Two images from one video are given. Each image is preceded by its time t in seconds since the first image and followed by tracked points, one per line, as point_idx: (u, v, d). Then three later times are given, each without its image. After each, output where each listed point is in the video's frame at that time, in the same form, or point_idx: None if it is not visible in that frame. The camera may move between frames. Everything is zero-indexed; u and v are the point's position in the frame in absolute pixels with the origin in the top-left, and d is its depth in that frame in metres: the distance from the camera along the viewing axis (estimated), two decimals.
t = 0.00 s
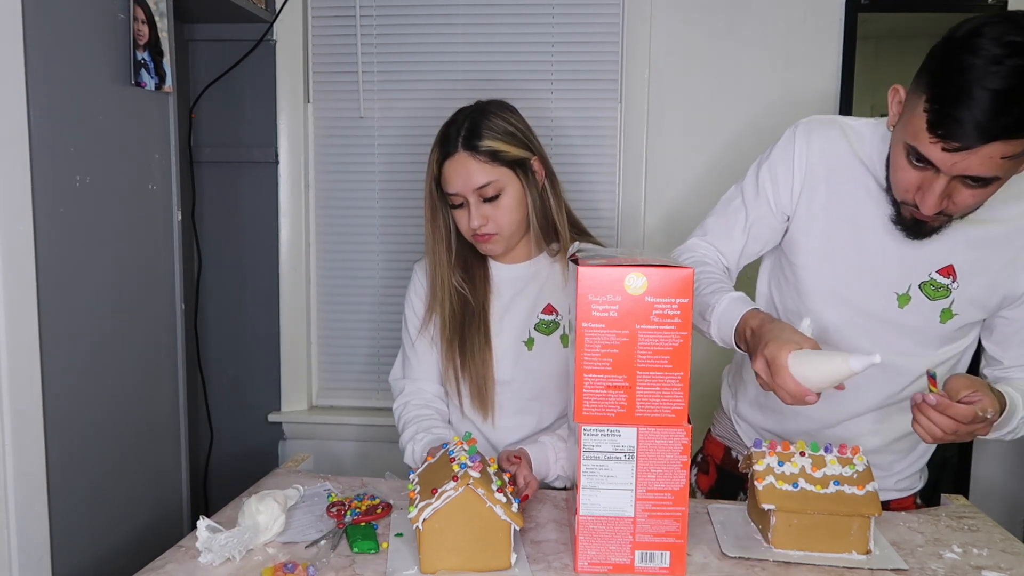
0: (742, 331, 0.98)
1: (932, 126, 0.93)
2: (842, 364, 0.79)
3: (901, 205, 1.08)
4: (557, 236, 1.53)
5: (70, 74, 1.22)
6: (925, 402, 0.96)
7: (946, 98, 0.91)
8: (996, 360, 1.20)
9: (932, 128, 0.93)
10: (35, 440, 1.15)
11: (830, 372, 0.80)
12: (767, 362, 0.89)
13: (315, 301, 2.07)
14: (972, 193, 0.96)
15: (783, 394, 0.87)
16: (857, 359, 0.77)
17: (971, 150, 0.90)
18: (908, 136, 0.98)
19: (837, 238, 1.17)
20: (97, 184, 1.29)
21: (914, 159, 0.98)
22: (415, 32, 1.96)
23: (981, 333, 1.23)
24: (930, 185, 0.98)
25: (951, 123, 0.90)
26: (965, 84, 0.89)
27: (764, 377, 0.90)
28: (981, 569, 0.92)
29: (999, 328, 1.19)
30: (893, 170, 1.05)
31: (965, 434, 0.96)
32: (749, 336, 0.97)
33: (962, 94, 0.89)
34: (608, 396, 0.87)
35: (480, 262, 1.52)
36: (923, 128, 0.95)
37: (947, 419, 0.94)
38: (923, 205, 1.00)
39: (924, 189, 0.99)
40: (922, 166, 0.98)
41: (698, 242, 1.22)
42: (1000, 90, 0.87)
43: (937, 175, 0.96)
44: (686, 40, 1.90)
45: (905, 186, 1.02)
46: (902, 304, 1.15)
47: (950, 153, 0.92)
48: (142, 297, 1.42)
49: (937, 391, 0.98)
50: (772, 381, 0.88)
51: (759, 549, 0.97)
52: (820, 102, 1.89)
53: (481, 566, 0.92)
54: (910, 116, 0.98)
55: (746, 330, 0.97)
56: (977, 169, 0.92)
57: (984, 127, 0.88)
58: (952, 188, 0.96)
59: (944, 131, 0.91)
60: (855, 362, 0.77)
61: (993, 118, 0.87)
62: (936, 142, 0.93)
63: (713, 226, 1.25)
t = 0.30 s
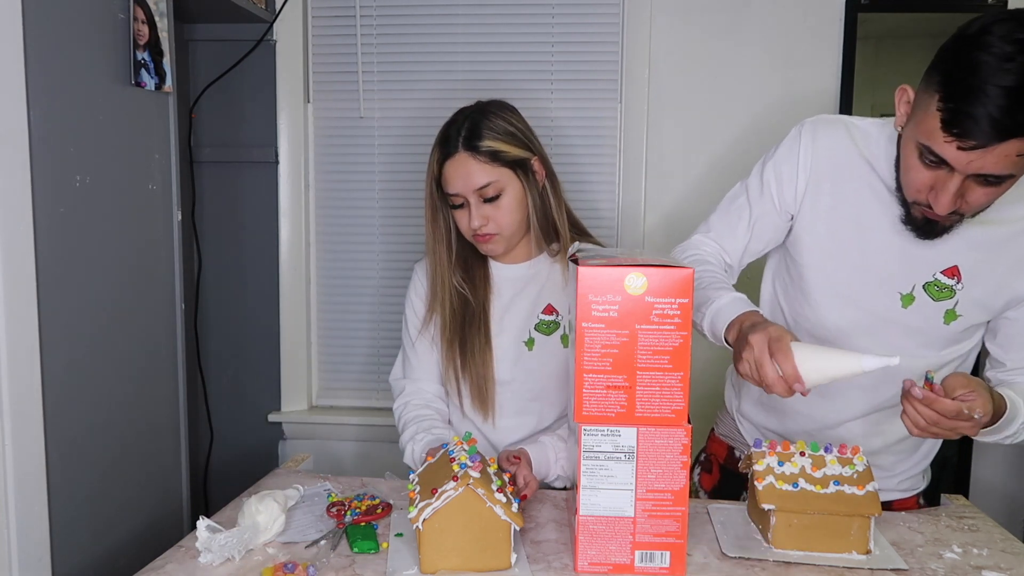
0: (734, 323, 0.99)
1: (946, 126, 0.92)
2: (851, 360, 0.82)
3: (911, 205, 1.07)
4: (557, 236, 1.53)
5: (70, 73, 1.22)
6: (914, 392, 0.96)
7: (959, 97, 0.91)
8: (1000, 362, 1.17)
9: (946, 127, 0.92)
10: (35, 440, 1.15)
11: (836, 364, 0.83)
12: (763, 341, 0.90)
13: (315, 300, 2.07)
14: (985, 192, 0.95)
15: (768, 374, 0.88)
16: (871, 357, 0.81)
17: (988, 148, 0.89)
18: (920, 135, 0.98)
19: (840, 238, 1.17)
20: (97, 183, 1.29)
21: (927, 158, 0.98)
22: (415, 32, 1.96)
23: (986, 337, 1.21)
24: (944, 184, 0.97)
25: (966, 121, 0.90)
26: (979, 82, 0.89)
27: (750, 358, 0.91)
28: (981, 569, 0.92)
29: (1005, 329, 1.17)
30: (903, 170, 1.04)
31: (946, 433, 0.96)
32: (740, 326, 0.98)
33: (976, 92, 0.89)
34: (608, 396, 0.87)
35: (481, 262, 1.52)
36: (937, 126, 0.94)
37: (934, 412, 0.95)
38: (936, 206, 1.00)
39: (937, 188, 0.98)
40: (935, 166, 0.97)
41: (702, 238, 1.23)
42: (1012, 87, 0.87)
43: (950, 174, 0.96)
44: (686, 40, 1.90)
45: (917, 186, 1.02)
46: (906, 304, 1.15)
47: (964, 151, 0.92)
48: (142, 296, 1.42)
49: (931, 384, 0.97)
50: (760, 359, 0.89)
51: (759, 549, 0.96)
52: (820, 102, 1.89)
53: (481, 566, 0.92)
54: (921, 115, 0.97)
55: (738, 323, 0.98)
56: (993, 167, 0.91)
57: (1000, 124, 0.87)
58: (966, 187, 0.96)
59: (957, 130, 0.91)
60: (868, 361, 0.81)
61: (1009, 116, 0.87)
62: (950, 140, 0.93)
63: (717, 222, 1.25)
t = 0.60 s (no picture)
0: (729, 283, 1.01)
1: (959, 138, 0.92)
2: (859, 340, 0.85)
3: (922, 212, 1.07)
4: (558, 236, 1.53)
5: (70, 74, 1.22)
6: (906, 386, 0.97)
7: (972, 109, 0.90)
8: (998, 365, 1.17)
9: (959, 139, 0.92)
10: (35, 440, 1.15)
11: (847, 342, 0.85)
12: (771, 303, 0.89)
13: (315, 300, 2.07)
14: (997, 203, 0.95)
15: (772, 336, 0.88)
16: (878, 340, 0.84)
17: (1002, 162, 0.88)
18: (932, 146, 0.97)
19: (843, 239, 1.17)
20: (97, 183, 1.29)
21: (939, 168, 0.97)
22: (415, 32, 1.96)
23: (988, 342, 1.20)
24: (955, 195, 0.97)
25: (979, 134, 0.89)
26: (992, 94, 0.88)
27: (752, 319, 0.90)
28: (981, 569, 0.92)
29: (1007, 332, 1.16)
30: (915, 179, 1.04)
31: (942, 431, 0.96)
32: (739, 288, 0.99)
33: (989, 105, 0.88)
34: (608, 396, 0.87)
35: (481, 262, 1.52)
36: (949, 138, 0.94)
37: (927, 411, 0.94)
38: (947, 215, 0.99)
39: (949, 198, 0.98)
40: (947, 175, 0.97)
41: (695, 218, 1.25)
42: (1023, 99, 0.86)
43: (962, 185, 0.95)
44: (686, 40, 1.90)
45: (929, 194, 1.01)
46: (908, 306, 1.15)
47: (975, 162, 0.91)
48: (142, 296, 1.42)
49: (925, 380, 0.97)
50: (765, 321, 0.89)
51: (758, 549, 0.97)
52: (820, 102, 1.89)
53: (481, 566, 0.92)
54: (933, 125, 0.97)
55: (734, 282, 1.01)
56: (1006, 179, 0.90)
57: (1015, 138, 0.86)
58: (977, 197, 0.95)
59: (969, 141, 0.90)
60: (876, 343, 0.84)
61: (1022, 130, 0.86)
62: (961, 151, 0.92)
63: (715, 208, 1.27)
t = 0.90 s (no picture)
0: (737, 262, 1.04)
1: (953, 149, 0.91)
2: (864, 348, 0.89)
3: (923, 219, 1.06)
4: (557, 236, 1.52)
5: (69, 74, 1.22)
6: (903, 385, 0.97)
7: (966, 119, 0.90)
8: (1006, 367, 1.16)
9: (953, 151, 0.92)
10: (35, 440, 1.15)
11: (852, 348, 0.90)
12: (786, 288, 0.91)
13: (315, 300, 2.07)
14: (995, 210, 0.95)
15: (779, 319, 0.89)
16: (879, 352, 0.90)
17: (996, 173, 0.88)
18: (928, 155, 0.97)
19: (844, 240, 1.17)
20: (97, 183, 1.29)
21: (935, 177, 0.97)
22: (415, 32, 1.96)
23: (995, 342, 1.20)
24: (953, 203, 0.97)
25: (972, 145, 0.89)
26: (985, 105, 0.88)
27: (763, 298, 0.92)
28: (981, 569, 0.92)
29: (1014, 335, 1.16)
30: (914, 187, 1.04)
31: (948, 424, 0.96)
32: (750, 270, 1.01)
33: (983, 116, 0.88)
34: (608, 396, 0.87)
35: (481, 262, 1.52)
36: (944, 149, 0.94)
37: (932, 404, 0.95)
38: (946, 223, 0.99)
39: (947, 207, 0.98)
40: (943, 185, 0.97)
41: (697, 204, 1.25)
42: (1017, 110, 0.86)
43: (959, 194, 0.95)
44: (686, 40, 1.90)
45: (928, 203, 1.01)
46: (913, 307, 1.15)
47: (969, 173, 0.91)
48: (142, 296, 1.42)
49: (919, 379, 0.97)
50: (776, 303, 0.90)
51: (759, 549, 0.96)
52: (820, 102, 1.89)
53: (481, 566, 0.92)
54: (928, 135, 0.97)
55: (742, 264, 1.03)
56: (1002, 189, 0.90)
57: (1008, 150, 0.86)
58: (975, 206, 0.95)
59: (962, 152, 0.90)
60: (878, 355, 0.89)
61: (1016, 141, 0.86)
62: (955, 162, 0.92)
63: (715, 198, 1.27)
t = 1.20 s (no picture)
0: (740, 253, 1.04)
1: (957, 155, 0.91)
2: (868, 339, 0.89)
3: (927, 223, 1.06)
4: (556, 236, 1.52)
5: (70, 74, 1.22)
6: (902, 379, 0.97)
7: (970, 126, 0.89)
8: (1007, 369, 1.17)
9: (956, 157, 0.92)
10: (35, 440, 1.15)
11: (856, 339, 0.89)
12: (792, 280, 0.91)
13: (315, 300, 2.07)
14: (999, 215, 0.95)
15: (783, 310, 0.90)
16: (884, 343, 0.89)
17: (999, 179, 0.88)
18: (932, 160, 0.97)
19: (846, 241, 1.17)
20: (97, 183, 1.29)
21: (939, 182, 0.97)
22: (414, 32, 1.96)
23: (998, 346, 1.20)
24: (956, 209, 0.96)
25: (975, 152, 0.89)
26: (989, 112, 0.87)
27: (768, 289, 0.92)
28: (981, 570, 0.92)
29: (1016, 337, 1.16)
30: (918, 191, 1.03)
31: (935, 425, 0.96)
32: (754, 260, 1.01)
33: (987, 123, 0.88)
34: (608, 396, 0.87)
35: (480, 262, 1.52)
36: (948, 154, 0.94)
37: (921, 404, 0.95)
38: (949, 227, 0.99)
39: (950, 212, 0.98)
40: (947, 190, 0.97)
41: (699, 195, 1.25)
42: (1021, 117, 0.85)
43: (962, 200, 0.95)
44: (686, 40, 1.90)
45: (931, 207, 1.01)
46: (915, 309, 1.15)
47: (973, 179, 0.91)
48: (142, 296, 1.42)
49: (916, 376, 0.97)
50: (781, 294, 0.91)
51: (759, 549, 0.96)
52: (820, 102, 1.89)
53: (481, 566, 0.92)
54: (932, 140, 0.97)
55: (745, 254, 1.03)
56: (1005, 195, 0.90)
57: (1012, 156, 0.86)
58: (979, 211, 0.95)
59: (965, 158, 0.90)
60: (882, 346, 0.88)
61: (1019, 148, 0.85)
62: (958, 168, 0.92)
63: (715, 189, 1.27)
